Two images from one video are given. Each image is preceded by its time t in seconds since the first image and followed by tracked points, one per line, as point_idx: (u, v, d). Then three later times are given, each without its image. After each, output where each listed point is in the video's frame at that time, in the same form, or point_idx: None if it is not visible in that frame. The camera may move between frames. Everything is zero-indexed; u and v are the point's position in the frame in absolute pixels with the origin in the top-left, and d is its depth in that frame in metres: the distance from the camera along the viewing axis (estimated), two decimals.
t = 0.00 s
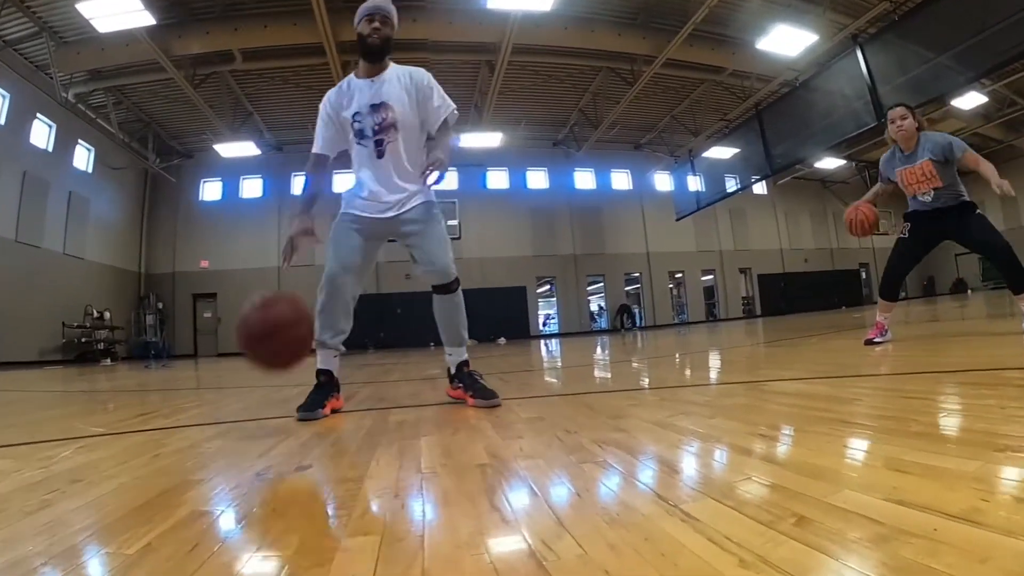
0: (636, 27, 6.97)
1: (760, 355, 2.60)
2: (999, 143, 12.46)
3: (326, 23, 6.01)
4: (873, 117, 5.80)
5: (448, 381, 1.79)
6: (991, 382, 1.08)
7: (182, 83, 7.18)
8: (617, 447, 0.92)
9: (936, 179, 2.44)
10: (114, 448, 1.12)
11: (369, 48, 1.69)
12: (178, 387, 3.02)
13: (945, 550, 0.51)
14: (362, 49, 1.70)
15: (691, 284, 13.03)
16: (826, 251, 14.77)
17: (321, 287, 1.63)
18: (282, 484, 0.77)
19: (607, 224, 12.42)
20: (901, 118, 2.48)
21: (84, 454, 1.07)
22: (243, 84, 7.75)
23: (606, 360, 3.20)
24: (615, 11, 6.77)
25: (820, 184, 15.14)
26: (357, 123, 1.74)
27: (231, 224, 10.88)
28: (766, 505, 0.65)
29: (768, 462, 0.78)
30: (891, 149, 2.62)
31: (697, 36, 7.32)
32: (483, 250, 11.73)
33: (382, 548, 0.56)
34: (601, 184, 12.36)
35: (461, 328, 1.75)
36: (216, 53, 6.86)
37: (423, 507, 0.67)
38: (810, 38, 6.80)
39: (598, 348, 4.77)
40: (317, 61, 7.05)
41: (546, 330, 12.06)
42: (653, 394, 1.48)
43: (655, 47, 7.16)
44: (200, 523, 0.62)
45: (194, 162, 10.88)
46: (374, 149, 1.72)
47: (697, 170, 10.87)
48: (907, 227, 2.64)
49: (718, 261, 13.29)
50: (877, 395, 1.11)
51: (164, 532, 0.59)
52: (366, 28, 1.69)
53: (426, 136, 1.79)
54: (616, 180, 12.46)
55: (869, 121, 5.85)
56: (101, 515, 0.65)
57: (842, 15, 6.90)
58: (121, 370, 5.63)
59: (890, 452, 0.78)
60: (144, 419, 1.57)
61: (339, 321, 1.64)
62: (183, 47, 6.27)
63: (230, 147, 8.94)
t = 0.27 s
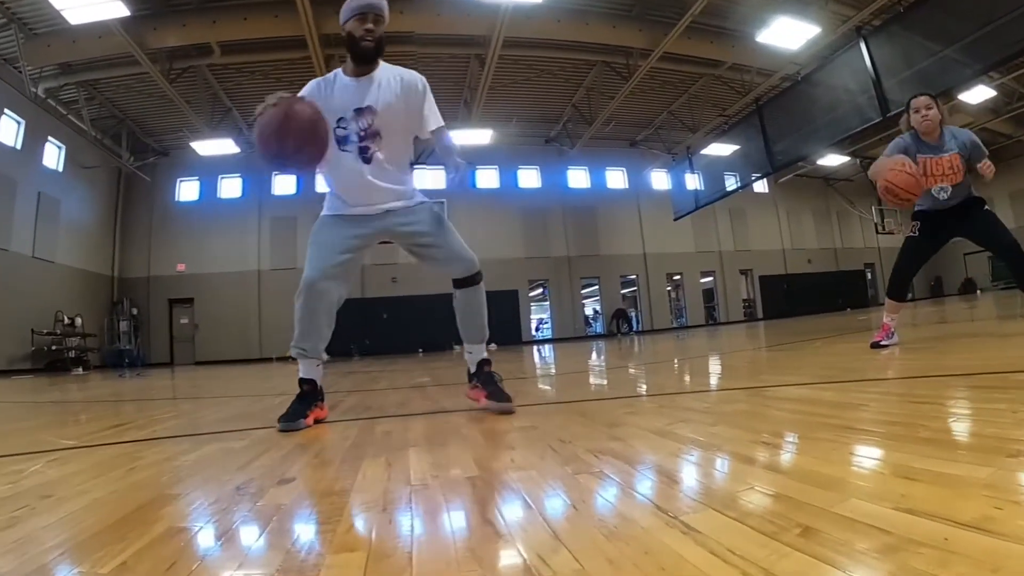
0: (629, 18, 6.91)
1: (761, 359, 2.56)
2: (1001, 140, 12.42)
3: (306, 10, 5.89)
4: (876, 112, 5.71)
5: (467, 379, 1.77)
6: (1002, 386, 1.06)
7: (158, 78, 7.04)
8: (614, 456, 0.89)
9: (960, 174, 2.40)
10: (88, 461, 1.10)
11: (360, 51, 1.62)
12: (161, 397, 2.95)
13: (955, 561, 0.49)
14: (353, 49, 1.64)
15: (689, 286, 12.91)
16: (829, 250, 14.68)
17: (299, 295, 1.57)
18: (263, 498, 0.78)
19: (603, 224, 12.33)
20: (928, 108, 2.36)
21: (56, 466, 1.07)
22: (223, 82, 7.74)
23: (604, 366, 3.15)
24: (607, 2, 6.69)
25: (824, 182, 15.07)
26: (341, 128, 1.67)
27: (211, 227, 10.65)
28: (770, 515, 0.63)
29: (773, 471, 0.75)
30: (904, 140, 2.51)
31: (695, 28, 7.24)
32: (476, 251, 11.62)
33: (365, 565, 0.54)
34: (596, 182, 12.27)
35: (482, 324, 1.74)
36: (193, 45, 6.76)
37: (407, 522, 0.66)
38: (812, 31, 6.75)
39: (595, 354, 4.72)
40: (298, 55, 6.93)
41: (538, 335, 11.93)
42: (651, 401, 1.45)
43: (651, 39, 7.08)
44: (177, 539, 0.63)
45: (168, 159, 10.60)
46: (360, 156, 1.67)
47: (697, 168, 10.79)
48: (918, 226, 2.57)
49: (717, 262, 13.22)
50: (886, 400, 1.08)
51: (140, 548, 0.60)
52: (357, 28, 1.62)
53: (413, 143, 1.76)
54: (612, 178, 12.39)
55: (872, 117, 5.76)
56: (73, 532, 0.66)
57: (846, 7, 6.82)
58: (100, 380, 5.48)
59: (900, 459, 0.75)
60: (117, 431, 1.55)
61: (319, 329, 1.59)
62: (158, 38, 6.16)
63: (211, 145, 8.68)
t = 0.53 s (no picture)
0: (626, 15, 6.90)
1: (762, 360, 2.55)
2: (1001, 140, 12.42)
3: (298, 7, 5.88)
4: (880, 110, 5.70)
5: (498, 393, 1.70)
6: (1006, 387, 1.05)
7: (147, 75, 7.06)
8: (614, 460, 0.88)
9: (967, 185, 2.39)
10: (74, 467, 1.09)
11: (418, 88, 1.52)
12: (152, 401, 2.91)
13: (961, 566, 0.48)
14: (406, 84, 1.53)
15: (689, 286, 12.86)
16: (830, 250, 14.63)
17: (313, 314, 1.49)
18: (255, 504, 0.77)
19: (601, 224, 12.30)
20: (929, 118, 2.36)
21: (46, 473, 1.05)
22: (215, 80, 7.73)
23: (603, 368, 3.13)
24: None
25: (826, 180, 15.01)
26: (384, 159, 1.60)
27: (206, 227, 10.68)
28: (770, 520, 0.62)
29: (775, 475, 0.74)
30: (911, 150, 2.51)
31: (694, 25, 7.22)
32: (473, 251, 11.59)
33: (361, 571, 0.54)
34: (594, 181, 12.23)
35: (507, 332, 1.68)
36: (184, 42, 6.77)
37: (402, 530, 0.65)
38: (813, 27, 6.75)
39: (594, 355, 4.70)
40: (289, 51, 6.90)
41: (535, 336, 11.89)
42: (650, 405, 1.43)
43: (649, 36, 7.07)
44: (167, 546, 0.62)
45: (159, 159, 10.57)
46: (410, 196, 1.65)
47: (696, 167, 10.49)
48: (921, 228, 2.56)
49: (717, 263, 13.19)
50: (888, 403, 1.07)
51: (129, 556, 0.59)
52: (412, 62, 1.51)
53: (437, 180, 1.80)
54: (610, 177, 12.35)
55: (876, 114, 5.75)
56: (60, 540, 0.66)
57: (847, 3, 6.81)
58: (90, 383, 5.42)
59: (902, 462, 0.74)
60: (105, 436, 1.53)
61: (327, 347, 1.54)
62: (147, 34, 6.15)
63: (200, 142, 8.62)
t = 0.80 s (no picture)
0: (625, 14, 6.89)
1: (760, 361, 2.55)
2: (999, 140, 12.45)
3: (297, 6, 5.88)
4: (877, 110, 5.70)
5: (494, 397, 1.70)
6: (1004, 387, 1.05)
7: (144, 74, 7.04)
8: (612, 461, 0.88)
9: (934, 177, 2.40)
10: (71, 468, 1.08)
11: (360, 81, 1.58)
12: (148, 402, 2.90)
13: (960, 566, 0.48)
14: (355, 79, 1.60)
15: (687, 287, 12.88)
16: (829, 251, 14.64)
17: (294, 303, 1.55)
18: (253, 505, 0.77)
19: (600, 224, 12.30)
20: (892, 118, 2.42)
21: (43, 473, 1.05)
22: (212, 80, 7.72)
23: (601, 368, 3.12)
24: None
25: (825, 181, 15.00)
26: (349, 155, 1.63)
27: (204, 227, 10.67)
28: (769, 520, 0.62)
29: (773, 475, 0.74)
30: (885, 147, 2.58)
31: (692, 25, 7.22)
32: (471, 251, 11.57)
33: (360, 572, 0.54)
34: (592, 181, 12.25)
35: (504, 342, 1.66)
36: (181, 41, 6.77)
37: (400, 531, 0.65)
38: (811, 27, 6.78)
39: (593, 356, 4.70)
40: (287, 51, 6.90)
41: (533, 337, 11.89)
42: (648, 405, 1.43)
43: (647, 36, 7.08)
44: (165, 547, 0.62)
45: (157, 159, 10.56)
46: (367, 183, 1.62)
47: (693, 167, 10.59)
48: (909, 227, 2.57)
49: (715, 263, 13.19)
50: (886, 403, 1.07)
51: (128, 556, 0.59)
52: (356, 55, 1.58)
53: (429, 167, 1.67)
54: (608, 177, 12.37)
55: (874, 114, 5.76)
56: (58, 541, 0.65)
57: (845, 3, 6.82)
58: (88, 384, 5.41)
59: (901, 463, 0.74)
60: (102, 437, 1.53)
61: (310, 337, 1.57)
62: (145, 34, 6.15)
63: (198, 143, 8.62)
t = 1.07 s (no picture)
0: (618, 15, 6.90)
1: (753, 361, 2.56)
2: (991, 141, 12.53)
3: (290, 5, 5.87)
4: (870, 111, 5.70)
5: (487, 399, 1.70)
6: (996, 387, 1.06)
7: (136, 74, 7.01)
8: (605, 461, 0.88)
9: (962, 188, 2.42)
10: (63, 469, 1.08)
11: (347, 81, 1.65)
12: (139, 403, 2.89)
13: (952, 565, 0.48)
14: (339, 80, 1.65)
15: (680, 287, 12.91)
16: (822, 252, 14.70)
17: (269, 302, 1.52)
18: (245, 506, 0.77)
19: (593, 225, 12.32)
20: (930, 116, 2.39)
21: (34, 475, 1.04)
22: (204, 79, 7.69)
23: (594, 369, 3.12)
24: None
25: (819, 182, 15.06)
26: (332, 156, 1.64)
27: (196, 228, 10.63)
28: (762, 520, 0.62)
29: (766, 475, 0.74)
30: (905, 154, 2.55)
31: (686, 26, 7.23)
32: (463, 252, 11.57)
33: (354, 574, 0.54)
34: (585, 182, 12.25)
35: (490, 343, 1.64)
36: (173, 41, 6.73)
37: (394, 533, 0.65)
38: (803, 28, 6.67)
39: (586, 356, 4.71)
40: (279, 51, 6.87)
41: (527, 337, 11.89)
42: (642, 406, 1.43)
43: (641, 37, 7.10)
44: (158, 549, 0.62)
45: (149, 158, 10.51)
46: (347, 183, 1.62)
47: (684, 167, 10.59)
48: (909, 233, 2.57)
49: (709, 264, 13.23)
50: (880, 403, 1.07)
51: (120, 558, 0.59)
52: (339, 57, 1.62)
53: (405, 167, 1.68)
54: (601, 178, 12.39)
55: (867, 115, 5.75)
56: (49, 544, 0.65)
57: (839, 5, 6.86)
58: (79, 385, 5.38)
59: (895, 463, 0.74)
60: (94, 439, 1.53)
61: (287, 337, 1.56)
62: (138, 33, 6.13)
63: (190, 143, 8.59)
